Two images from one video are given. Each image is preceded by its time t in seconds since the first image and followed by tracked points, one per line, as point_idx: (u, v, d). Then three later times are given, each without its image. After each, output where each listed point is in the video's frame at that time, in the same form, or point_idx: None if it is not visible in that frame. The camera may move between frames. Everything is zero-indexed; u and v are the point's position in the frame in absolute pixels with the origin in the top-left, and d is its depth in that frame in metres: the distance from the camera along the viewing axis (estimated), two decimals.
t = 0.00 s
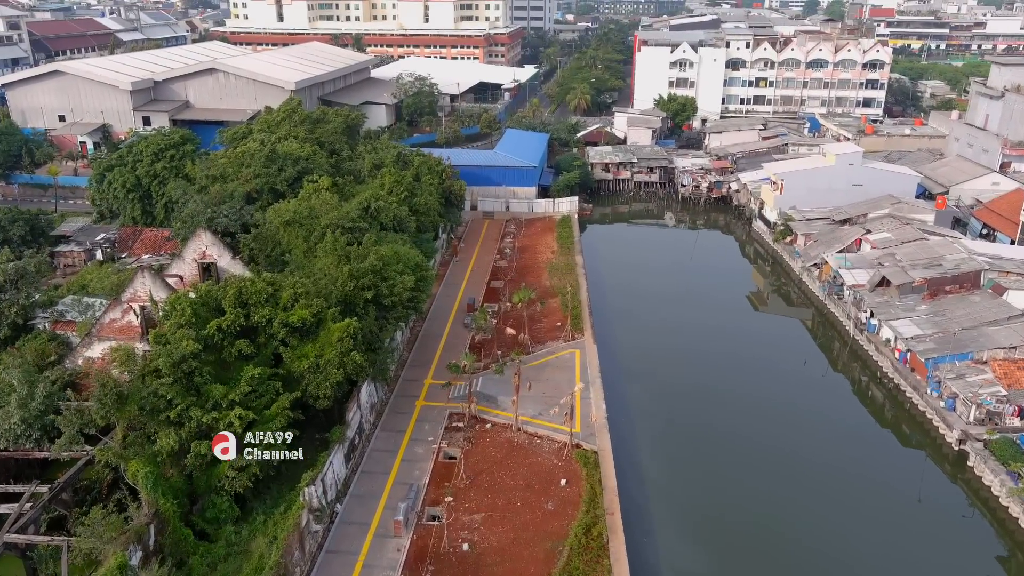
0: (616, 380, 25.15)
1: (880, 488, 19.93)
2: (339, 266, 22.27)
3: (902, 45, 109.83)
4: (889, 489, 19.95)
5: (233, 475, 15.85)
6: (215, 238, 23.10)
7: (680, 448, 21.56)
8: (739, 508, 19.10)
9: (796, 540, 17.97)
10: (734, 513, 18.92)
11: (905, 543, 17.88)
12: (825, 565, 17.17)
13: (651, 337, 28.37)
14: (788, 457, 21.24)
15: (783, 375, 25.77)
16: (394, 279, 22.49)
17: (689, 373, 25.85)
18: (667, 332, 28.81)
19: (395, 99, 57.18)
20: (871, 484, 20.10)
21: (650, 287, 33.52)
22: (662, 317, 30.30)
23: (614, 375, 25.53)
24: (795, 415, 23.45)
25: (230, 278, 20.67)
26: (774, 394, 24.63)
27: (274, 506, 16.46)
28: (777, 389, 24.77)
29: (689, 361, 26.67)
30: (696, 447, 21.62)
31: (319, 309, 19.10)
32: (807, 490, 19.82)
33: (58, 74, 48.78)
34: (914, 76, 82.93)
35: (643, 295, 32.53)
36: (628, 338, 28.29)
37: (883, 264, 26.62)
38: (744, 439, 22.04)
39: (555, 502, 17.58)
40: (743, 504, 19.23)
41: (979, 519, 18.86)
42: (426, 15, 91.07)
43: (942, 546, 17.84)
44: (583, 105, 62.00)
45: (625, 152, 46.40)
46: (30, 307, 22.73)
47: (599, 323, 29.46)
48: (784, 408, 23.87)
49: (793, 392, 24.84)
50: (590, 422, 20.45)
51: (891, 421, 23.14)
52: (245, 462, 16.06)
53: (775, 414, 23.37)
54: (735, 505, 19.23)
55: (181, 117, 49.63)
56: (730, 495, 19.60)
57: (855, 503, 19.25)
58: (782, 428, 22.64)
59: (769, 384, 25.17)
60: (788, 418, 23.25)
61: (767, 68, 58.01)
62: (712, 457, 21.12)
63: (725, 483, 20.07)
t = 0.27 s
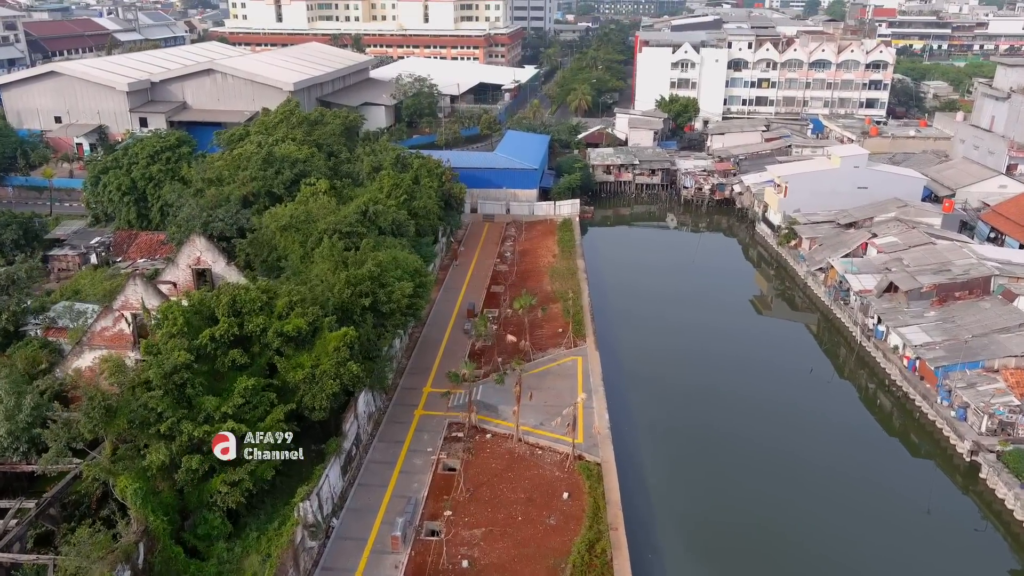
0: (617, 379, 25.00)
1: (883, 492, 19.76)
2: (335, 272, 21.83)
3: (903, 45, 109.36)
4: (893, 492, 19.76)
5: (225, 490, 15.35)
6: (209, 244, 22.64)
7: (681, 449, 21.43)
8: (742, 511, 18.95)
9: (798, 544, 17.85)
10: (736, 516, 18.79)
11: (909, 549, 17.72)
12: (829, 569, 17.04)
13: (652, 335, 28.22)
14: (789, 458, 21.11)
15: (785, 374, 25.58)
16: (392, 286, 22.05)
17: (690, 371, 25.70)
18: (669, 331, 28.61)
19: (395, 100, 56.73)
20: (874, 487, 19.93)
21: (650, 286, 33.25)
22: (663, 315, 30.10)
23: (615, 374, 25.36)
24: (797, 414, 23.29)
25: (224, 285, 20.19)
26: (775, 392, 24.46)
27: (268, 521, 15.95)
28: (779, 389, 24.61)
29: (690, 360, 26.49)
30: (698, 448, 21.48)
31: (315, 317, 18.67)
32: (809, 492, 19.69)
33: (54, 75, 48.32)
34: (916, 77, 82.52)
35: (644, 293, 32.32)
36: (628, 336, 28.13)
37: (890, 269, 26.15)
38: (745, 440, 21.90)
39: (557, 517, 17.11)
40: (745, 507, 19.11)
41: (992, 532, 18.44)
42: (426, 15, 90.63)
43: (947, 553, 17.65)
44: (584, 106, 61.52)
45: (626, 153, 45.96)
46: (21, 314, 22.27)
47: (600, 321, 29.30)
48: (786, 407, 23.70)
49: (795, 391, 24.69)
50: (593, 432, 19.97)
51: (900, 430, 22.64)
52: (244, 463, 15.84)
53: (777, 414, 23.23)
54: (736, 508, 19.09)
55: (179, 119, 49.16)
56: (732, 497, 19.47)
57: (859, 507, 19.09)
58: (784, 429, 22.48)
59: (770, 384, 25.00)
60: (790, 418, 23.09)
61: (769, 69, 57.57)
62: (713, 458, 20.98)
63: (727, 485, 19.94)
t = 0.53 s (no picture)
0: (619, 383, 25.02)
1: (887, 495, 19.66)
2: (332, 279, 21.39)
3: (905, 45, 108.92)
4: (897, 495, 19.67)
5: (218, 506, 14.87)
6: (204, 249, 22.18)
7: (683, 452, 21.47)
8: (744, 514, 18.95)
9: (799, 545, 17.86)
10: (738, 518, 18.80)
11: (913, 551, 17.64)
12: (830, 571, 17.01)
13: (653, 339, 28.32)
14: (791, 461, 21.09)
15: (787, 377, 25.57)
16: (390, 292, 21.59)
17: (691, 374, 25.79)
18: (670, 335, 28.62)
19: (394, 101, 56.28)
20: (877, 489, 19.86)
21: (651, 290, 33.14)
22: (664, 319, 30.10)
23: (617, 378, 25.40)
24: (798, 416, 23.31)
25: (218, 292, 19.75)
26: (776, 395, 24.49)
27: (262, 538, 15.45)
28: (781, 392, 24.63)
29: (691, 363, 26.53)
30: (699, 452, 21.52)
31: (311, 326, 18.23)
32: (811, 494, 19.69)
33: (50, 76, 47.88)
34: (918, 77, 82.08)
35: (645, 297, 32.25)
36: (629, 340, 28.21)
37: (898, 274, 25.68)
38: (747, 442, 21.94)
39: (559, 532, 16.66)
40: (747, 509, 19.12)
41: (1005, 547, 17.99)
42: (425, 15, 90.18)
43: (952, 557, 17.51)
44: (585, 107, 61.05)
45: (628, 155, 45.51)
46: (13, 321, 21.82)
47: (601, 325, 29.38)
48: (787, 410, 23.71)
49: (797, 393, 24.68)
50: (596, 444, 19.50)
51: (908, 439, 22.18)
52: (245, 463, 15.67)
53: (778, 417, 23.26)
54: (738, 510, 19.09)
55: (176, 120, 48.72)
56: (733, 500, 19.48)
57: (861, 509, 19.04)
58: (785, 431, 22.48)
59: (772, 387, 25.02)
60: (791, 421, 23.10)
61: (771, 70, 57.12)
62: (714, 460, 21.04)
63: (729, 487, 19.97)
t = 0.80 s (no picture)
0: (619, 385, 24.83)
1: (890, 498, 19.42)
2: (327, 285, 20.92)
3: (903, 46, 108.62)
4: (900, 498, 19.45)
5: (206, 524, 14.40)
6: (195, 255, 21.68)
7: (683, 453, 21.26)
8: (745, 516, 18.74)
9: (803, 544, 17.78)
10: (740, 520, 18.60)
11: (916, 555, 17.41)
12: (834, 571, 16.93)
13: (654, 340, 28.12)
14: (793, 462, 20.87)
15: (788, 378, 25.34)
16: (385, 300, 21.12)
17: (692, 374, 25.59)
18: (670, 337, 28.40)
19: (391, 102, 55.79)
20: (878, 491, 19.69)
21: (651, 291, 32.85)
22: (664, 320, 29.88)
23: (617, 379, 25.20)
24: (799, 417, 23.12)
25: (209, 300, 19.25)
26: (777, 396, 24.28)
27: (252, 555, 15.02)
28: (782, 393, 24.41)
29: (692, 364, 26.32)
30: (700, 452, 21.31)
31: (303, 335, 17.75)
32: (812, 495, 19.51)
33: (42, 77, 47.36)
34: (918, 78, 81.77)
35: (645, 298, 31.99)
36: (629, 340, 28.02)
37: (902, 279, 25.27)
38: (747, 443, 21.74)
39: (559, 548, 16.20)
40: (748, 510, 18.95)
41: (1015, 560, 17.51)
42: (423, 15, 89.71)
43: (957, 563, 17.26)
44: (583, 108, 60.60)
45: (626, 157, 45.07)
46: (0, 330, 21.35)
47: (601, 326, 29.18)
48: (789, 410, 23.51)
49: (798, 394, 24.46)
50: (596, 455, 19.03)
51: (914, 448, 21.73)
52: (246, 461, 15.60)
53: (779, 417, 23.05)
54: (739, 512, 18.88)
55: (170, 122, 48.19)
56: (734, 502, 19.28)
57: (864, 512, 18.84)
58: (786, 432, 22.28)
59: (773, 387, 24.80)
60: (792, 421, 22.88)
61: (771, 70, 56.71)
62: (715, 460, 20.92)
63: (729, 489, 19.78)
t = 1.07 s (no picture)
0: (609, 388, 24.58)
1: (884, 503, 19.22)
2: (310, 293, 20.40)
3: (890, 46, 108.99)
4: (894, 503, 19.25)
5: (184, 546, 13.82)
6: (175, 264, 21.06)
7: (675, 456, 21.03)
8: (738, 520, 18.51)
9: (797, 545, 17.68)
10: (733, 524, 18.37)
11: (911, 559, 17.23)
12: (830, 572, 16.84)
13: (644, 341, 27.92)
14: (786, 465, 20.68)
15: (779, 380, 25.18)
16: (371, 308, 20.61)
17: (682, 376, 25.39)
18: (660, 338, 28.19)
19: (377, 104, 55.17)
20: (872, 495, 19.51)
21: (641, 293, 32.61)
22: (654, 322, 29.65)
23: (607, 382, 24.95)
24: (791, 418, 22.99)
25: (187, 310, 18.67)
26: (769, 398, 24.12)
27: None
28: (774, 395, 24.22)
29: (682, 366, 26.12)
30: (692, 455, 21.10)
31: (286, 346, 17.22)
32: (805, 497, 19.39)
33: (20, 79, 46.46)
34: (904, 78, 82.00)
35: (635, 300, 31.74)
36: (620, 342, 27.79)
37: (895, 282, 25.01)
38: (739, 446, 21.53)
39: (550, 564, 15.76)
40: (740, 513, 18.75)
41: (1014, 570, 17.14)
42: (409, 16, 89.10)
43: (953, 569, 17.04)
44: (571, 109, 60.21)
45: (615, 158, 44.70)
46: None
47: (591, 328, 28.96)
48: (781, 412, 23.35)
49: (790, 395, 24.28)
50: (587, 467, 18.61)
51: (908, 454, 21.45)
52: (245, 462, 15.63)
53: (771, 419, 22.87)
54: (733, 516, 18.65)
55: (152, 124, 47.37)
56: (727, 505, 19.05)
57: (858, 516, 18.67)
58: (779, 434, 22.10)
59: (764, 389, 24.63)
60: (784, 423, 22.70)
61: (759, 71, 56.50)
62: (709, 462, 20.76)
63: (722, 492, 19.57)
